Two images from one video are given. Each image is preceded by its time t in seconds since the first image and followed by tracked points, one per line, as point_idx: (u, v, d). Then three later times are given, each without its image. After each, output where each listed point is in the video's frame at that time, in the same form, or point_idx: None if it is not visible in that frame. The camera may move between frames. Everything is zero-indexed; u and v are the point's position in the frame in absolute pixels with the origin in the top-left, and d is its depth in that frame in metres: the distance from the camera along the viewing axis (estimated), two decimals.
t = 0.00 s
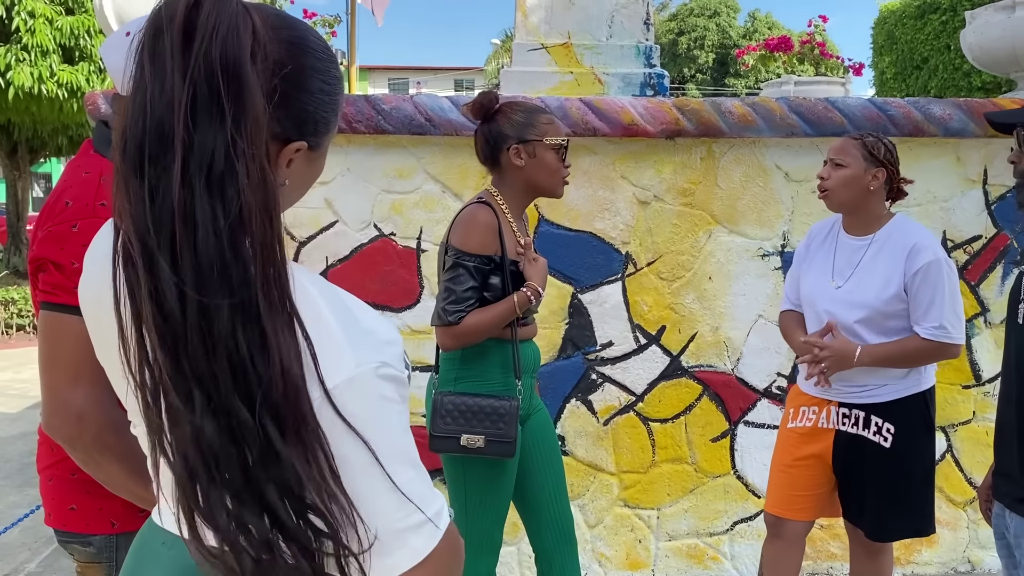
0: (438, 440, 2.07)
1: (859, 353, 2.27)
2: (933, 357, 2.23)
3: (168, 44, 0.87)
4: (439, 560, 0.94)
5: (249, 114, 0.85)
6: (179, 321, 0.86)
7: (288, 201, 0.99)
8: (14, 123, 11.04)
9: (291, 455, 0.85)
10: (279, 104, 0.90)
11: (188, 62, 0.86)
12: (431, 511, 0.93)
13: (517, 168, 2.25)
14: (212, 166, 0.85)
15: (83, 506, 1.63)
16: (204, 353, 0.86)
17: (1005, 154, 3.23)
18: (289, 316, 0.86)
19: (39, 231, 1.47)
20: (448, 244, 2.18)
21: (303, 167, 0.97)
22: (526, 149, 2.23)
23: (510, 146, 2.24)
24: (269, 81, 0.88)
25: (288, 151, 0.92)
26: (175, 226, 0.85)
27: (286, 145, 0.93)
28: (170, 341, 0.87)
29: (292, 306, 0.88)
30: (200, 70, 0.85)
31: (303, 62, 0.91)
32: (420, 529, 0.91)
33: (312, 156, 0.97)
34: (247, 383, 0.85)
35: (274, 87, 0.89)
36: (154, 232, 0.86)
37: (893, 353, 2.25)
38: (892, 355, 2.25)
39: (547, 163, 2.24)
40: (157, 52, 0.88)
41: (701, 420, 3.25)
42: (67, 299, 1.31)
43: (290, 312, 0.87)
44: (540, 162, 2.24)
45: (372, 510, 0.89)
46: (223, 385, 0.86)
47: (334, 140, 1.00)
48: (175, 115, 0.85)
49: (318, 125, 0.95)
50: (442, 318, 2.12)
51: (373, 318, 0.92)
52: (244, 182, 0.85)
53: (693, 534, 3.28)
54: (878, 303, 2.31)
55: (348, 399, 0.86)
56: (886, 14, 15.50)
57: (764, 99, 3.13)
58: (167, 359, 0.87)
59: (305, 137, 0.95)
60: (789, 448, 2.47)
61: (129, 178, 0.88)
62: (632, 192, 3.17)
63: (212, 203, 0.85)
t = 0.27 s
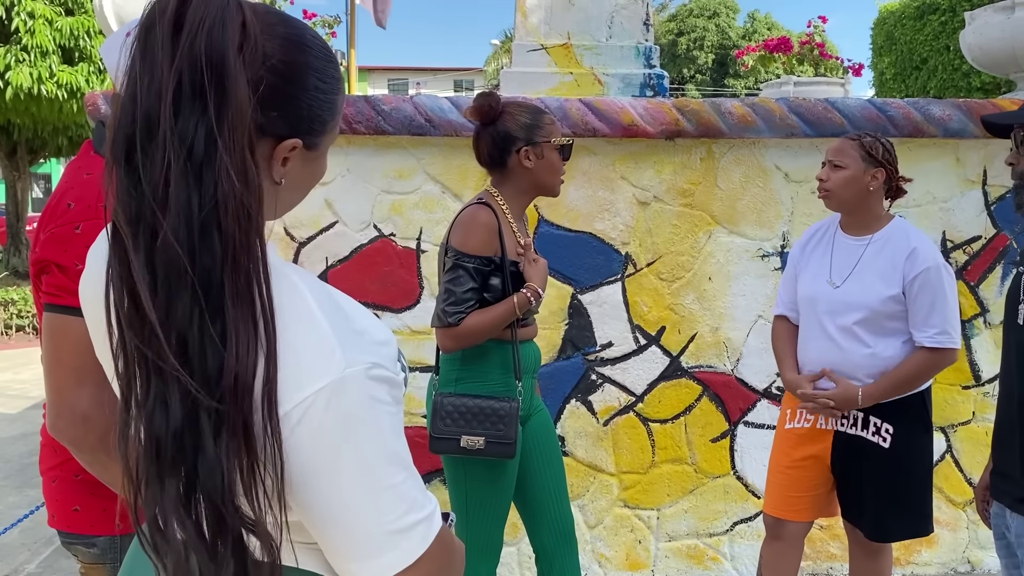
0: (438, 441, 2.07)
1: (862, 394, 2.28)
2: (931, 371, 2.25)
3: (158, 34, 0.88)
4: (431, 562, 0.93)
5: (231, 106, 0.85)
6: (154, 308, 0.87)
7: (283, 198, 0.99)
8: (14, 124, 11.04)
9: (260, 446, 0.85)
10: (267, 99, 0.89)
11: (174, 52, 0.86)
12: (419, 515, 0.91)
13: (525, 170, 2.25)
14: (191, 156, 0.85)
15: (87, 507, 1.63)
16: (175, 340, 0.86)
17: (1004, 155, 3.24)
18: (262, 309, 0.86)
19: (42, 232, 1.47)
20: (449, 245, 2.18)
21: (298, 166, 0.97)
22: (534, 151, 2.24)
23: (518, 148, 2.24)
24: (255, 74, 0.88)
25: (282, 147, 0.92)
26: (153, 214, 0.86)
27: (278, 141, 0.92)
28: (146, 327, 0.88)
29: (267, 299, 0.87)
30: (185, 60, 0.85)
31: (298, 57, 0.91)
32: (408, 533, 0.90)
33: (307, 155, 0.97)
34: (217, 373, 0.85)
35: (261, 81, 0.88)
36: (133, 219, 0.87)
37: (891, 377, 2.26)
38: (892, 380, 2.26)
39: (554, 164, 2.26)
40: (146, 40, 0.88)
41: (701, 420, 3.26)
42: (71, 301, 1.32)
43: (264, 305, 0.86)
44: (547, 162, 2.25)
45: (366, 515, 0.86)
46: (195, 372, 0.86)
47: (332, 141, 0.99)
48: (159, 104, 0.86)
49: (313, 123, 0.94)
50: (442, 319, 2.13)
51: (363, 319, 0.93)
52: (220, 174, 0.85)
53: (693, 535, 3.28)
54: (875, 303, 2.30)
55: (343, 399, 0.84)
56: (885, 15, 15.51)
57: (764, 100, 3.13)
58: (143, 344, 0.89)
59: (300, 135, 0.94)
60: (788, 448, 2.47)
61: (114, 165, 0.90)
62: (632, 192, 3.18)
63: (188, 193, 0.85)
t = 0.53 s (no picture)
0: (439, 443, 2.07)
1: (858, 409, 2.28)
2: (926, 376, 2.26)
3: (155, 32, 0.88)
4: (432, 562, 0.94)
5: (224, 102, 0.85)
6: (149, 305, 0.87)
7: (283, 200, 0.98)
8: (14, 125, 11.05)
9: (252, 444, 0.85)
10: (263, 97, 0.89)
11: (169, 50, 0.87)
12: (422, 515, 0.92)
13: (518, 168, 2.25)
14: (183, 152, 0.85)
15: (88, 509, 1.63)
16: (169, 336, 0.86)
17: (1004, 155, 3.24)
18: (256, 307, 0.86)
19: (43, 235, 1.47)
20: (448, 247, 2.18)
21: (298, 167, 0.97)
22: (526, 149, 2.24)
23: (510, 146, 2.24)
24: (249, 71, 0.88)
25: (280, 147, 0.92)
26: (147, 212, 0.87)
27: (277, 140, 0.92)
28: (141, 324, 0.88)
29: (261, 297, 0.87)
30: (180, 57, 0.86)
31: (296, 57, 0.91)
32: (411, 533, 0.90)
33: (307, 157, 0.96)
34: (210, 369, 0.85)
35: (256, 78, 0.88)
36: (128, 217, 0.88)
37: (886, 388, 2.27)
38: (887, 391, 2.26)
39: (547, 163, 2.25)
40: (144, 39, 0.89)
41: (700, 420, 3.26)
42: (73, 304, 1.32)
43: (259, 303, 0.86)
44: (540, 161, 2.24)
45: (371, 515, 0.87)
46: (189, 369, 0.86)
47: (333, 142, 0.99)
48: (154, 101, 0.87)
49: (312, 123, 0.94)
50: (442, 322, 2.12)
51: (364, 319, 0.93)
52: (213, 170, 0.85)
53: (693, 535, 3.29)
54: (875, 304, 2.30)
55: (348, 399, 0.84)
56: (884, 16, 15.52)
57: (763, 101, 3.13)
58: (138, 341, 0.89)
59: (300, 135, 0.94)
60: (787, 449, 2.47)
61: (112, 163, 0.91)
62: (632, 193, 3.18)
63: (180, 189, 0.85)
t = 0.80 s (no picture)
0: (438, 444, 2.07)
1: (856, 410, 2.29)
2: (925, 376, 2.26)
3: (161, 33, 0.89)
4: (440, 564, 0.93)
5: (227, 104, 0.85)
6: (152, 306, 0.88)
7: (287, 203, 0.98)
8: (13, 125, 11.04)
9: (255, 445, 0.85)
10: (267, 100, 0.89)
11: (173, 54, 0.87)
12: (433, 515, 0.92)
13: (516, 169, 2.25)
14: (187, 154, 0.86)
15: (89, 510, 1.63)
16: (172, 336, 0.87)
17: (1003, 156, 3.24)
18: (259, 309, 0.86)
19: (44, 235, 1.47)
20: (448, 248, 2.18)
21: (302, 171, 0.96)
22: (525, 150, 2.24)
23: (508, 147, 2.24)
24: (253, 74, 0.87)
25: (284, 151, 0.92)
26: (153, 215, 0.87)
27: (283, 143, 0.92)
28: (145, 324, 0.89)
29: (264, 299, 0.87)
30: (184, 61, 0.86)
31: (301, 59, 0.90)
32: (423, 534, 0.90)
33: (312, 161, 0.96)
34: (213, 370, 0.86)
35: (260, 81, 0.88)
36: (133, 217, 0.88)
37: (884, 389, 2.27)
38: (886, 391, 2.26)
39: (546, 164, 2.25)
40: (150, 41, 0.90)
41: (700, 421, 3.26)
42: (73, 304, 1.33)
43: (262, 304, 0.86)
44: (538, 162, 2.24)
45: (383, 516, 0.87)
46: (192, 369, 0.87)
47: (339, 146, 0.98)
48: (159, 102, 0.87)
49: (318, 127, 0.94)
50: (442, 324, 2.12)
51: (374, 321, 0.93)
52: (215, 172, 0.85)
53: (692, 536, 3.29)
54: (874, 305, 2.31)
55: (363, 402, 0.84)
56: (883, 16, 15.55)
57: (762, 102, 3.13)
58: (144, 342, 0.90)
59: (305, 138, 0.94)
60: (786, 449, 2.47)
61: (118, 164, 0.91)
62: (631, 194, 3.18)
63: (183, 190, 0.86)
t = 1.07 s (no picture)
0: (438, 445, 2.07)
1: (854, 408, 2.29)
2: (923, 376, 2.26)
3: (165, 30, 0.89)
4: (445, 561, 0.93)
5: (235, 100, 0.85)
6: (160, 303, 0.88)
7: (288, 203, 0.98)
8: (12, 126, 11.04)
9: (272, 441, 0.85)
10: (273, 97, 0.89)
11: (179, 51, 0.87)
12: (441, 510, 0.92)
13: (518, 171, 2.25)
14: (196, 149, 0.85)
15: (89, 511, 1.63)
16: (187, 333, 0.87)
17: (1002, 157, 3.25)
18: (272, 304, 0.86)
19: (45, 234, 1.47)
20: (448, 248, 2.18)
21: (303, 170, 0.96)
22: (527, 152, 2.24)
23: (511, 148, 2.24)
24: (257, 69, 0.88)
25: (286, 149, 0.91)
26: (160, 211, 0.87)
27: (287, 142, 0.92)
28: (154, 324, 0.89)
29: (276, 294, 0.87)
30: (190, 58, 0.86)
31: (305, 56, 0.90)
32: (432, 529, 0.91)
33: (313, 160, 0.96)
34: (228, 366, 0.86)
35: (264, 77, 0.88)
36: (144, 215, 0.88)
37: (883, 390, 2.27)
38: (884, 392, 2.27)
39: (547, 167, 2.25)
40: (154, 38, 0.89)
41: (699, 422, 3.26)
42: (73, 302, 1.32)
43: (274, 300, 0.86)
44: (540, 165, 2.25)
45: (392, 512, 0.87)
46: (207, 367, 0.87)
47: (340, 146, 0.98)
48: (166, 99, 0.87)
49: (321, 127, 0.94)
50: (444, 324, 2.12)
51: (380, 320, 0.93)
52: (226, 167, 0.85)
53: (692, 536, 3.29)
54: (875, 305, 2.31)
55: (373, 398, 0.85)
56: (882, 17, 15.57)
57: (762, 102, 3.14)
58: (152, 340, 0.89)
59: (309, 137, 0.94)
60: (785, 450, 2.48)
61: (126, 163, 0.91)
62: (631, 195, 3.18)
63: (193, 187, 0.85)
